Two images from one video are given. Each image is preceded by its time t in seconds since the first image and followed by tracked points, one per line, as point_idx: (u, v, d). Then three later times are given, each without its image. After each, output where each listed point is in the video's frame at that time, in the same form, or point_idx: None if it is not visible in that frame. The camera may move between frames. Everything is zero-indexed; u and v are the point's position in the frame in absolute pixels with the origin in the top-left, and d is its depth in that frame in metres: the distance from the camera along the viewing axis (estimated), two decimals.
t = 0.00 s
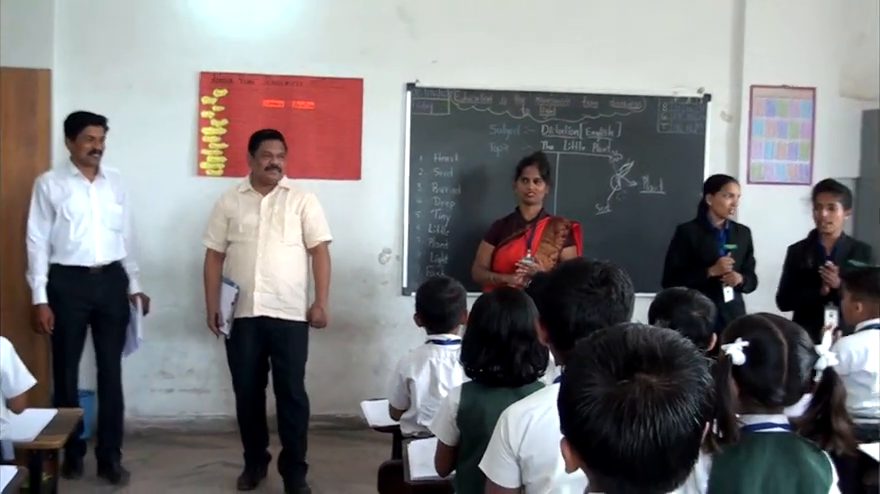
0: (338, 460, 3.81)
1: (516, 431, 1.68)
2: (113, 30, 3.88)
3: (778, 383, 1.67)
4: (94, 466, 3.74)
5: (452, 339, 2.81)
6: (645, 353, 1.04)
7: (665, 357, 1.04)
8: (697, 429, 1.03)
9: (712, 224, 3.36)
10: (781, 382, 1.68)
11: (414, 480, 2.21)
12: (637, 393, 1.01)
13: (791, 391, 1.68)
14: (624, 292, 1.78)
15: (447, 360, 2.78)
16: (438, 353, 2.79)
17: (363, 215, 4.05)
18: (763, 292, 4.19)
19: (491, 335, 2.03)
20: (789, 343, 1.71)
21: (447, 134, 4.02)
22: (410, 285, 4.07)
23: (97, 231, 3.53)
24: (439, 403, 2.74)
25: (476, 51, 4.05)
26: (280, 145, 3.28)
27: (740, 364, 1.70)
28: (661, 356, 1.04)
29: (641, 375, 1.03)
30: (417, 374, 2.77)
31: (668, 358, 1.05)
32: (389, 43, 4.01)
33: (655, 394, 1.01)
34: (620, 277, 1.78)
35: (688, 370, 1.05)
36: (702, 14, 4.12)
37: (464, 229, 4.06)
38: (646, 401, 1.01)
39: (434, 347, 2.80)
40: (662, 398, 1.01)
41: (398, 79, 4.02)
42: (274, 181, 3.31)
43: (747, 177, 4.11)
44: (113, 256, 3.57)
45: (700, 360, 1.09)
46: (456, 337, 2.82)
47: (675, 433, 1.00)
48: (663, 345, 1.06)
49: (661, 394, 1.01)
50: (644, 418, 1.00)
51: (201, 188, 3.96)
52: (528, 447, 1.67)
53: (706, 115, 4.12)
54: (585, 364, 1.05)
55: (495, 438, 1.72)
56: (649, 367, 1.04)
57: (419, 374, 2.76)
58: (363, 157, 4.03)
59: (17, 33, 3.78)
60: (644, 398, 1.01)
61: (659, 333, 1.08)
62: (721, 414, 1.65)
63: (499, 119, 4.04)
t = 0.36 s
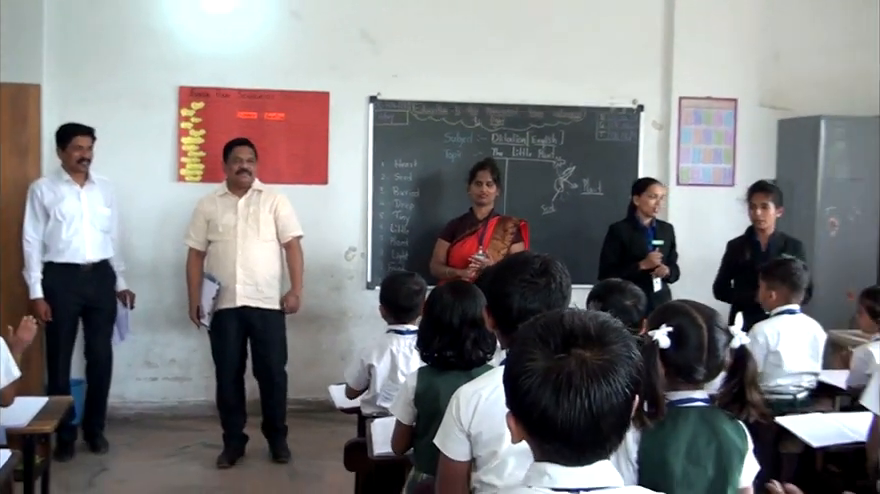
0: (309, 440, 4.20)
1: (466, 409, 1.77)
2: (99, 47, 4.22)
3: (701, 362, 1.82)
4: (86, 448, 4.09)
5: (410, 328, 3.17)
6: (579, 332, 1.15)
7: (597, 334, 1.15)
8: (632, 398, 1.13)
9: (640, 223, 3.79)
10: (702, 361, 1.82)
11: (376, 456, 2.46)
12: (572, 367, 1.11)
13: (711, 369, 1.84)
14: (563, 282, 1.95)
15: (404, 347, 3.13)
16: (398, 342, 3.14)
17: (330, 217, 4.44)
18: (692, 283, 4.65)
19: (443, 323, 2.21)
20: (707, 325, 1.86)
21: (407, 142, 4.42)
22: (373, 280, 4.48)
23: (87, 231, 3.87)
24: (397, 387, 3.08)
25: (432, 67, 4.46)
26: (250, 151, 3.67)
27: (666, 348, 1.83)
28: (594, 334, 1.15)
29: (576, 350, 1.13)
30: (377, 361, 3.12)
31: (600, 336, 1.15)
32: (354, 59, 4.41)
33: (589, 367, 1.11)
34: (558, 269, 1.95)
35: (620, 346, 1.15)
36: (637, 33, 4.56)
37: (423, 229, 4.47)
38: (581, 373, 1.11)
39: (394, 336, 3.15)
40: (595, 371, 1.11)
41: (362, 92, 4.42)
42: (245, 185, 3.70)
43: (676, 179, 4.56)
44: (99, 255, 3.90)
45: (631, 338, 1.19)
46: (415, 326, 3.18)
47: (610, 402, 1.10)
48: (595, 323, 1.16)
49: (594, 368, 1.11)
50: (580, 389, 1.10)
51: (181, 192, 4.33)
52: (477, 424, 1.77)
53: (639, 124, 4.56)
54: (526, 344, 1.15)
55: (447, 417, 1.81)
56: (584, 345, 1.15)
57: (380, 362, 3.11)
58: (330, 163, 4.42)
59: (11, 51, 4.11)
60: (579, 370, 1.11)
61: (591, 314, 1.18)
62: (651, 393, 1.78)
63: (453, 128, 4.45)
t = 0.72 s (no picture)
0: (285, 413, 4.81)
1: (420, 380, 1.92)
2: (95, 68, 4.72)
3: (615, 339, 2.00)
4: (89, 423, 4.63)
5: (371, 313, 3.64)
6: (518, 317, 1.33)
7: (533, 318, 1.33)
8: (558, 374, 1.32)
9: (569, 217, 4.47)
10: (619, 341, 2.01)
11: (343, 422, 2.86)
12: (511, 347, 1.29)
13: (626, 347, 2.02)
14: (501, 269, 2.42)
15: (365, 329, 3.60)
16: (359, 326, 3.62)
17: (300, 217, 5.05)
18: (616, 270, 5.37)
19: (403, 305, 2.52)
20: (624, 309, 2.05)
21: (369, 150, 5.04)
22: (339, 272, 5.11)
23: (93, 230, 4.44)
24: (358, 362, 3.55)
25: (390, 84, 5.07)
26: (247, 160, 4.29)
27: (590, 330, 1.99)
28: (530, 319, 1.33)
29: (514, 333, 1.31)
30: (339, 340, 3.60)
31: (534, 320, 1.33)
32: (321, 78, 5.00)
33: (526, 346, 1.29)
34: (498, 259, 2.42)
35: (552, 329, 1.34)
36: (566, 55, 5.28)
37: (384, 226, 5.10)
38: (517, 352, 1.29)
39: (356, 319, 3.62)
40: (530, 350, 1.29)
41: (328, 106, 5.02)
42: (244, 190, 4.34)
43: (603, 181, 5.30)
44: (106, 252, 4.49)
45: (560, 324, 1.37)
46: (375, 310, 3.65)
47: (541, 378, 1.29)
48: (531, 309, 1.35)
49: (530, 347, 1.29)
50: (516, 364, 1.28)
51: (169, 196, 4.88)
52: (430, 392, 1.92)
53: (571, 133, 5.28)
54: (471, 324, 1.33)
55: (402, 387, 1.95)
56: (521, 327, 1.33)
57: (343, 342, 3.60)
58: (300, 169, 5.01)
59: (15, 72, 4.57)
60: (516, 349, 1.29)
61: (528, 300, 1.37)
62: (577, 369, 1.88)
63: (409, 138, 5.07)
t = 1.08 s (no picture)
0: (252, 396, 5.14)
1: (374, 363, 2.17)
2: (71, 70, 5.00)
3: (552, 322, 2.29)
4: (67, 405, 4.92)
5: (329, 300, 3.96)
6: (455, 306, 1.48)
7: (467, 309, 1.48)
8: (492, 359, 1.44)
9: (513, 212, 4.94)
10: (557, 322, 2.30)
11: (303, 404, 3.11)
12: (442, 330, 1.44)
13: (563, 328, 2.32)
14: (451, 260, 2.78)
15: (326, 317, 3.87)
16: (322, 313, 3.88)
17: (265, 211, 5.37)
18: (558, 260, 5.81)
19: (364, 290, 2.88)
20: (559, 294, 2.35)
21: (330, 149, 5.39)
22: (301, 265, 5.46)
23: (70, 224, 4.70)
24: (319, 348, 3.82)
25: (351, 87, 5.42)
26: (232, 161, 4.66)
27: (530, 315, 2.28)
28: (467, 307, 1.48)
29: (449, 319, 1.46)
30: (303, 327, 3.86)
31: (469, 311, 1.48)
32: (284, 80, 5.32)
33: (457, 331, 1.43)
34: (449, 250, 2.77)
35: (487, 318, 1.47)
36: (513, 61, 5.70)
37: (344, 221, 5.45)
38: (447, 335, 1.43)
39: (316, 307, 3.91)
40: (462, 336, 1.43)
41: (291, 107, 5.34)
42: (226, 188, 4.69)
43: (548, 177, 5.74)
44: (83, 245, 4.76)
45: (501, 315, 1.50)
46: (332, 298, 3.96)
47: (470, 360, 1.42)
48: (468, 302, 1.49)
49: (459, 334, 1.43)
50: (444, 349, 1.42)
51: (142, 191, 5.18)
52: (384, 373, 2.17)
53: (517, 134, 5.71)
54: (415, 312, 1.49)
55: (358, 368, 2.20)
56: (458, 315, 1.48)
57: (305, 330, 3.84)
58: (265, 165, 5.34)
59: None
60: (445, 335, 1.43)
61: (468, 293, 1.51)
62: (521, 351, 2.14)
63: (367, 138, 5.43)
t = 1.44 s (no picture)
0: (205, 388, 5.09)
1: (327, 355, 2.12)
2: (23, 56, 4.89)
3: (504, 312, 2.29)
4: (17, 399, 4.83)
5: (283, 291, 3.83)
6: (400, 302, 1.43)
7: (412, 303, 1.43)
8: (436, 359, 1.40)
9: (473, 205, 4.96)
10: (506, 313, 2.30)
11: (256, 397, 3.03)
12: (383, 330, 1.40)
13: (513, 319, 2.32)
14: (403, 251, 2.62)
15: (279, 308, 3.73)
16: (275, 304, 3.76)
17: (220, 202, 5.33)
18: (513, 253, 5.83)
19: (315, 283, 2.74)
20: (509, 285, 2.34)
21: (286, 140, 5.36)
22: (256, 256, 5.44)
23: (20, 214, 4.59)
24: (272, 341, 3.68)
25: (307, 77, 5.40)
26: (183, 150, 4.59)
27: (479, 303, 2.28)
28: (412, 304, 1.43)
29: (393, 318, 1.42)
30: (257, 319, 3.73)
31: (414, 306, 1.43)
32: (239, 69, 5.27)
33: (398, 332, 1.39)
34: (403, 240, 2.61)
35: (432, 316, 1.42)
36: (468, 53, 5.73)
37: (299, 212, 5.44)
38: (387, 336, 1.39)
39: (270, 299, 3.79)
40: (403, 335, 1.40)
41: (246, 96, 5.30)
42: (177, 177, 4.63)
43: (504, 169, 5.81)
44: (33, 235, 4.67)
45: (449, 311, 1.45)
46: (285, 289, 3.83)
47: (409, 362, 1.38)
48: (413, 295, 1.44)
49: (400, 333, 1.39)
50: (383, 348, 1.39)
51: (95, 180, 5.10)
52: (336, 365, 2.12)
53: (475, 125, 5.77)
54: (361, 307, 1.45)
55: (310, 359, 2.15)
56: (404, 312, 1.43)
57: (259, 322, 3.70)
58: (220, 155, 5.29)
59: None
60: (386, 333, 1.40)
61: (414, 286, 1.45)
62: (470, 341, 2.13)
63: (323, 128, 5.42)
